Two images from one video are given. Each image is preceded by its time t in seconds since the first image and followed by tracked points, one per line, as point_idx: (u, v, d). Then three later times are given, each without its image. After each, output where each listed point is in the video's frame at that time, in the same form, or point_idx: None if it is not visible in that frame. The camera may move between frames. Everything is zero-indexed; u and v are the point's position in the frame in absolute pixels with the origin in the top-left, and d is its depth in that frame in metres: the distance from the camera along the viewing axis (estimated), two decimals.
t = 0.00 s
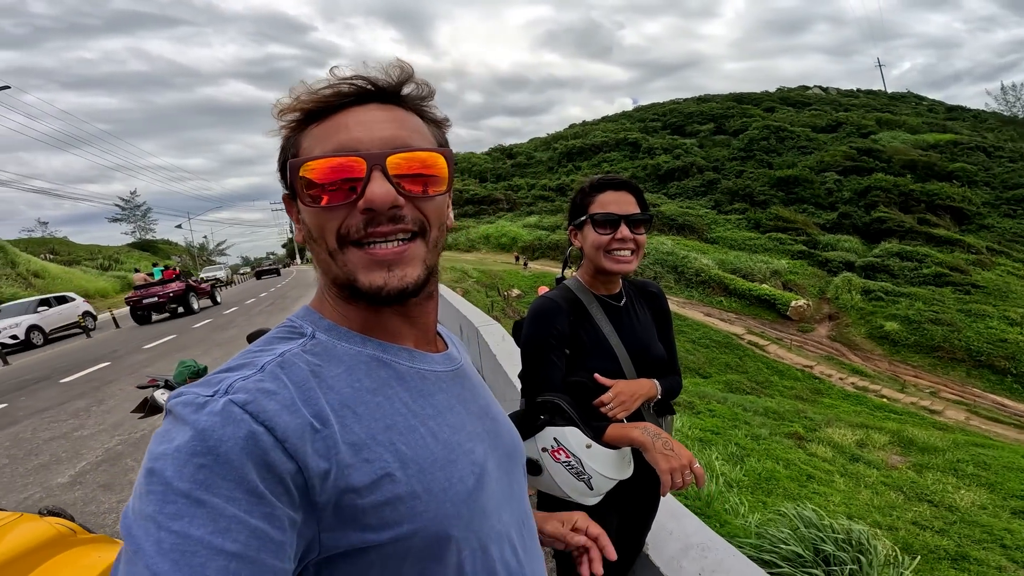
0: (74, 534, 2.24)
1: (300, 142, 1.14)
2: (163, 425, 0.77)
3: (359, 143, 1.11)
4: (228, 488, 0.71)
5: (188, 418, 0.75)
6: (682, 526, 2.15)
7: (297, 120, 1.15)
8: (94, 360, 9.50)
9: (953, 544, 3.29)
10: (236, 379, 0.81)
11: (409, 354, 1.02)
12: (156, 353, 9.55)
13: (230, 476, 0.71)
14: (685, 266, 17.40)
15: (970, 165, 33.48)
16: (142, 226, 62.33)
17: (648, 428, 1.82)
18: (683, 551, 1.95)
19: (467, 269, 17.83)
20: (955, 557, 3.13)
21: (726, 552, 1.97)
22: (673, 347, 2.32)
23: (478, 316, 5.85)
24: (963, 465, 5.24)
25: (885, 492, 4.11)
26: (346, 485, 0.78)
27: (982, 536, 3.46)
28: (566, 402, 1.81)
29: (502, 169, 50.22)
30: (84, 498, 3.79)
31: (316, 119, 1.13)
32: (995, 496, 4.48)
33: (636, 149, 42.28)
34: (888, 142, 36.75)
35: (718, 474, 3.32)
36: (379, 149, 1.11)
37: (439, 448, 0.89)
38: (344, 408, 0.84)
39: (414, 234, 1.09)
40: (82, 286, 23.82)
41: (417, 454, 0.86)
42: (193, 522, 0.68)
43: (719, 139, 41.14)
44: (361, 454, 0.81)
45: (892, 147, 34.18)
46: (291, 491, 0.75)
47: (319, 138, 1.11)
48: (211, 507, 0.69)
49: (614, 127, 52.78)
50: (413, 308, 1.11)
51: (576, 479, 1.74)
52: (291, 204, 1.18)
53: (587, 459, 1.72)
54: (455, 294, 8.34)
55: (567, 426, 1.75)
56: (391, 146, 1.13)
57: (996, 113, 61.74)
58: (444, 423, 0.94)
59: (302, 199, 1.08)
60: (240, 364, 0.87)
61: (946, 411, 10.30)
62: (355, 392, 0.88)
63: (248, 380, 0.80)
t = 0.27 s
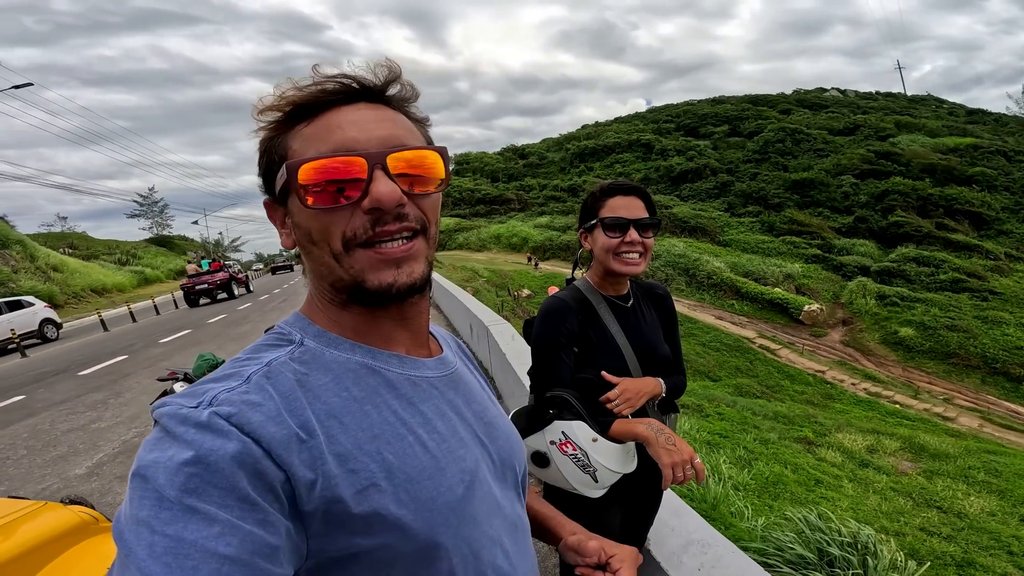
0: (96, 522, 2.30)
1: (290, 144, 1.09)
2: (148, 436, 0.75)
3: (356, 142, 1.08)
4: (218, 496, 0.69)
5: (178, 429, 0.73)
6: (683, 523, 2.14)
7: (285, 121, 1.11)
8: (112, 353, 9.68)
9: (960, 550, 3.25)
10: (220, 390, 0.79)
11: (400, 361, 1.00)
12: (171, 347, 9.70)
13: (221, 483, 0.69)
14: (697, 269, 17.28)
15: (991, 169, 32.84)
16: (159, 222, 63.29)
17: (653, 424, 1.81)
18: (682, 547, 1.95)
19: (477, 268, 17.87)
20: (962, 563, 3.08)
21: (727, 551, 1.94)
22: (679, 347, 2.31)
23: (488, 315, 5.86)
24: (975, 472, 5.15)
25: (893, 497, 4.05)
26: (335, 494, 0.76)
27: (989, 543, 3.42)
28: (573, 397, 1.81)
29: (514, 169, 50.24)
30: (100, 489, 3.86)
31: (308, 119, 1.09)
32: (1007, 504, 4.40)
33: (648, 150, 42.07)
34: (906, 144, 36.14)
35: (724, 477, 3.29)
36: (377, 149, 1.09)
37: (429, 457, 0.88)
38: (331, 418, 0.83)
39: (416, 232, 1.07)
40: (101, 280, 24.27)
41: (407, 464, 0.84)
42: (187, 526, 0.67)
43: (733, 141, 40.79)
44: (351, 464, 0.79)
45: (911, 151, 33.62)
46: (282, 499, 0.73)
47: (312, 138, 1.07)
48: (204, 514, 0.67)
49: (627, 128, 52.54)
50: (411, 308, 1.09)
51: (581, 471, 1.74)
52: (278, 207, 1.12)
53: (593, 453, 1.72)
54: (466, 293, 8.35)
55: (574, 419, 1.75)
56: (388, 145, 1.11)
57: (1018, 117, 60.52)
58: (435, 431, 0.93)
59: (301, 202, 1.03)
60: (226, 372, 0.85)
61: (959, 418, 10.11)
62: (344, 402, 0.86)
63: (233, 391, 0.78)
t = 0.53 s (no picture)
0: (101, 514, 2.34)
1: (296, 134, 1.06)
2: (136, 443, 0.74)
3: (367, 138, 1.07)
4: (208, 501, 0.68)
5: (166, 436, 0.72)
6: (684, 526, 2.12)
7: (292, 113, 1.09)
8: (125, 346, 9.83)
9: (965, 557, 3.21)
10: (207, 397, 0.77)
11: (390, 362, 0.98)
12: (183, 341, 9.85)
13: (208, 488, 0.68)
14: (707, 272, 17.15)
15: (1010, 174, 32.23)
16: (174, 217, 64.06)
17: (655, 426, 1.82)
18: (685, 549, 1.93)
19: (487, 268, 17.89)
20: (968, 571, 3.04)
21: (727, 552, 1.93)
22: (684, 350, 2.29)
23: (496, 314, 5.86)
24: (984, 479, 5.07)
25: (901, 504, 3.99)
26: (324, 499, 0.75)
27: (995, 550, 3.37)
28: (576, 397, 1.82)
29: (526, 169, 50.22)
30: (109, 482, 3.93)
31: (318, 113, 1.08)
32: (1017, 513, 4.31)
33: (661, 152, 41.82)
34: (924, 148, 35.55)
35: (731, 481, 3.26)
36: (386, 147, 1.09)
37: (419, 460, 0.86)
38: (321, 421, 0.81)
39: (423, 231, 1.05)
40: (116, 274, 24.63)
41: (397, 466, 0.83)
42: (177, 531, 0.66)
43: (747, 144, 40.43)
44: (342, 469, 0.78)
45: (929, 155, 33.07)
46: (272, 504, 0.72)
47: (321, 132, 1.05)
48: (194, 518, 0.67)
49: (640, 129, 52.30)
50: (404, 308, 1.06)
51: (583, 471, 1.75)
52: (273, 200, 1.08)
53: (594, 453, 1.74)
54: (475, 292, 8.37)
55: (577, 420, 1.77)
56: (397, 145, 1.10)
57: None
58: (426, 433, 0.91)
59: (308, 189, 1.00)
60: (213, 377, 0.83)
61: (970, 425, 9.93)
62: (333, 406, 0.84)
63: (220, 397, 0.77)
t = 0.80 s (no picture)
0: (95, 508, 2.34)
1: (379, 125, 1.02)
2: (101, 455, 0.72)
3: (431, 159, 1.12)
4: (181, 513, 0.66)
5: (137, 444, 0.70)
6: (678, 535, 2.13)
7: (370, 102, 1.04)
8: (138, 341, 10.01)
9: (973, 568, 3.14)
10: (177, 404, 0.74)
11: (368, 364, 0.95)
12: (194, 336, 9.99)
13: (181, 497, 0.67)
14: (719, 276, 16.99)
15: None
16: (191, 214, 65.08)
17: (645, 435, 1.80)
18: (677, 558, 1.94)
19: (497, 268, 17.92)
20: None
21: (719, 562, 1.92)
22: (682, 356, 2.27)
23: (502, 315, 5.86)
24: (995, 489, 4.97)
25: (909, 512, 3.92)
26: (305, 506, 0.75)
27: (1004, 562, 3.30)
28: (565, 404, 1.82)
29: (539, 171, 50.21)
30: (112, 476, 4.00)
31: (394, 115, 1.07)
32: None
33: (675, 155, 41.58)
34: (945, 154, 34.93)
35: (738, 487, 3.22)
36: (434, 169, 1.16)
37: (402, 461, 0.86)
38: (302, 425, 0.80)
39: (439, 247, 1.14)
40: (132, 269, 25.07)
41: (381, 469, 0.82)
42: (148, 542, 0.64)
43: (763, 148, 40.05)
44: (325, 472, 0.77)
45: (949, 160, 32.45)
46: (250, 512, 0.71)
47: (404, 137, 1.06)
48: (166, 530, 0.65)
49: (654, 132, 52.05)
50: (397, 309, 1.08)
51: (568, 479, 1.75)
52: (328, 171, 0.94)
53: (580, 461, 1.73)
54: (482, 293, 8.37)
55: (564, 426, 1.77)
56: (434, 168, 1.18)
57: None
58: (407, 434, 0.90)
59: (401, 185, 0.99)
60: (181, 385, 0.80)
61: (983, 434, 9.72)
62: (313, 409, 0.82)
63: (192, 403, 0.74)
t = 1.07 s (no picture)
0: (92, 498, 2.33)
1: (397, 125, 1.05)
2: (120, 451, 0.70)
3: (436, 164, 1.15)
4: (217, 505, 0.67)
5: (167, 436, 0.69)
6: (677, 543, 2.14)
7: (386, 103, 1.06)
8: (151, 335, 10.19)
9: None
10: (208, 393, 0.75)
11: (370, 351, 0.95)
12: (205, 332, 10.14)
13: (212, 501, 0.67)
14: (733, 281, 16.82)
15: None
16: (208, 211, 66.09)
17: (636, 442, 1.78)
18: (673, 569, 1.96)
19: (508, 269, 17.95)
20: None
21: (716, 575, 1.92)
22: (683, 361, 2.26)
23: (509, 316, 5.84)
24: (1009, 499, 4.85)
25: (919, 521, 3.84)
26: (329, 501, 0.75)
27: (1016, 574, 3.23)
28: (555, 408, 1.81)
29: (552, 173, 50.19)
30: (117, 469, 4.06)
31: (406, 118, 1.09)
32: None
33: (689, 158, 41.27)
34: (967, 160, 34.23)
35: (745, 494, 3.19)
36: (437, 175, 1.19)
37: (422, 445, 0.88)
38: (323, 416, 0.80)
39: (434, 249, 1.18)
40: (148, 264, 25.50)
41: (406, 456, 0.84)
42: (174, 550, 0.64)
43: (779, 152, 39.58)
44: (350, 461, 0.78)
45: (972, 166, 31.78)
46: (285, 503, 0.72)
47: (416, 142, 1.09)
48: (196, 536, 0.65)
49: (669, 135, 51.73)
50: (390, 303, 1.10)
51: (556, 485, 1.72)
52: (347, 164, 0.95)
53: (569, 468, 1.70)
54: (491, 294, 8.38)
55: (554, 431, 1.74)
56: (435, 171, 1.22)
57: None
58: (418, 421, 0.92)
59: (411, 185, 1.01)
60: (201, 373, 0.80)
61: (999, 444, 9.50)
62: (335, 397, 0.83)
63: (223, 392, 0.74)
